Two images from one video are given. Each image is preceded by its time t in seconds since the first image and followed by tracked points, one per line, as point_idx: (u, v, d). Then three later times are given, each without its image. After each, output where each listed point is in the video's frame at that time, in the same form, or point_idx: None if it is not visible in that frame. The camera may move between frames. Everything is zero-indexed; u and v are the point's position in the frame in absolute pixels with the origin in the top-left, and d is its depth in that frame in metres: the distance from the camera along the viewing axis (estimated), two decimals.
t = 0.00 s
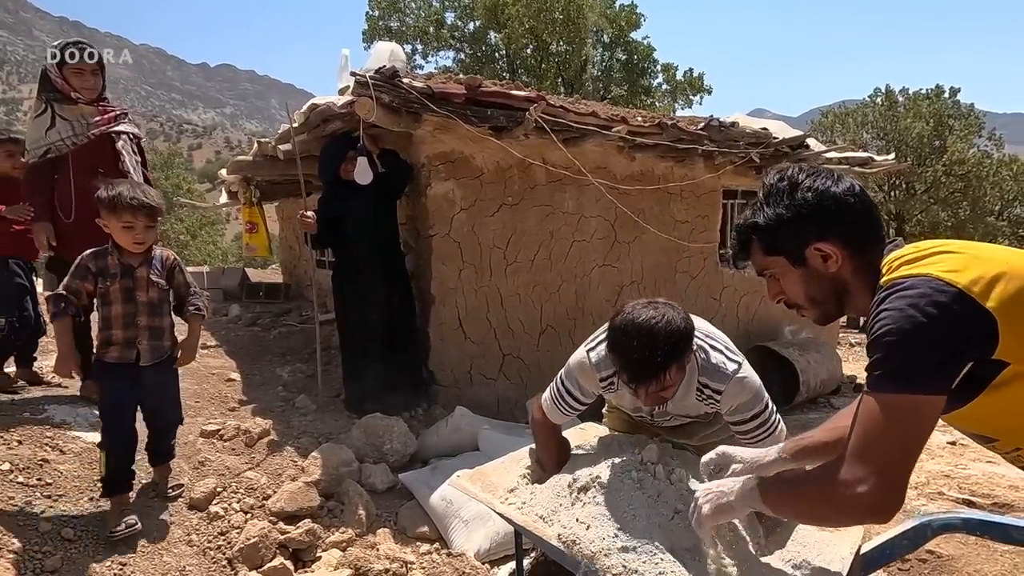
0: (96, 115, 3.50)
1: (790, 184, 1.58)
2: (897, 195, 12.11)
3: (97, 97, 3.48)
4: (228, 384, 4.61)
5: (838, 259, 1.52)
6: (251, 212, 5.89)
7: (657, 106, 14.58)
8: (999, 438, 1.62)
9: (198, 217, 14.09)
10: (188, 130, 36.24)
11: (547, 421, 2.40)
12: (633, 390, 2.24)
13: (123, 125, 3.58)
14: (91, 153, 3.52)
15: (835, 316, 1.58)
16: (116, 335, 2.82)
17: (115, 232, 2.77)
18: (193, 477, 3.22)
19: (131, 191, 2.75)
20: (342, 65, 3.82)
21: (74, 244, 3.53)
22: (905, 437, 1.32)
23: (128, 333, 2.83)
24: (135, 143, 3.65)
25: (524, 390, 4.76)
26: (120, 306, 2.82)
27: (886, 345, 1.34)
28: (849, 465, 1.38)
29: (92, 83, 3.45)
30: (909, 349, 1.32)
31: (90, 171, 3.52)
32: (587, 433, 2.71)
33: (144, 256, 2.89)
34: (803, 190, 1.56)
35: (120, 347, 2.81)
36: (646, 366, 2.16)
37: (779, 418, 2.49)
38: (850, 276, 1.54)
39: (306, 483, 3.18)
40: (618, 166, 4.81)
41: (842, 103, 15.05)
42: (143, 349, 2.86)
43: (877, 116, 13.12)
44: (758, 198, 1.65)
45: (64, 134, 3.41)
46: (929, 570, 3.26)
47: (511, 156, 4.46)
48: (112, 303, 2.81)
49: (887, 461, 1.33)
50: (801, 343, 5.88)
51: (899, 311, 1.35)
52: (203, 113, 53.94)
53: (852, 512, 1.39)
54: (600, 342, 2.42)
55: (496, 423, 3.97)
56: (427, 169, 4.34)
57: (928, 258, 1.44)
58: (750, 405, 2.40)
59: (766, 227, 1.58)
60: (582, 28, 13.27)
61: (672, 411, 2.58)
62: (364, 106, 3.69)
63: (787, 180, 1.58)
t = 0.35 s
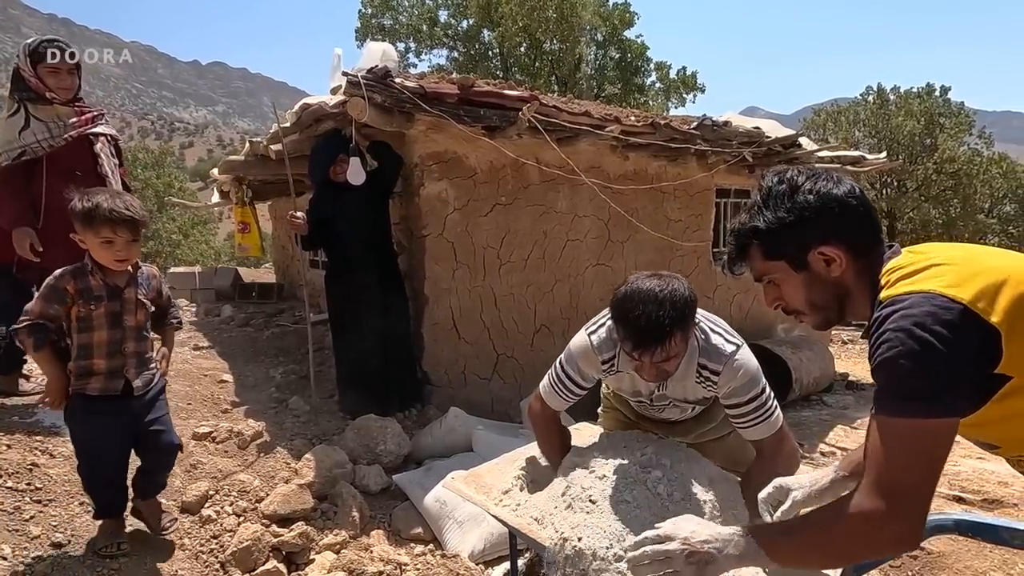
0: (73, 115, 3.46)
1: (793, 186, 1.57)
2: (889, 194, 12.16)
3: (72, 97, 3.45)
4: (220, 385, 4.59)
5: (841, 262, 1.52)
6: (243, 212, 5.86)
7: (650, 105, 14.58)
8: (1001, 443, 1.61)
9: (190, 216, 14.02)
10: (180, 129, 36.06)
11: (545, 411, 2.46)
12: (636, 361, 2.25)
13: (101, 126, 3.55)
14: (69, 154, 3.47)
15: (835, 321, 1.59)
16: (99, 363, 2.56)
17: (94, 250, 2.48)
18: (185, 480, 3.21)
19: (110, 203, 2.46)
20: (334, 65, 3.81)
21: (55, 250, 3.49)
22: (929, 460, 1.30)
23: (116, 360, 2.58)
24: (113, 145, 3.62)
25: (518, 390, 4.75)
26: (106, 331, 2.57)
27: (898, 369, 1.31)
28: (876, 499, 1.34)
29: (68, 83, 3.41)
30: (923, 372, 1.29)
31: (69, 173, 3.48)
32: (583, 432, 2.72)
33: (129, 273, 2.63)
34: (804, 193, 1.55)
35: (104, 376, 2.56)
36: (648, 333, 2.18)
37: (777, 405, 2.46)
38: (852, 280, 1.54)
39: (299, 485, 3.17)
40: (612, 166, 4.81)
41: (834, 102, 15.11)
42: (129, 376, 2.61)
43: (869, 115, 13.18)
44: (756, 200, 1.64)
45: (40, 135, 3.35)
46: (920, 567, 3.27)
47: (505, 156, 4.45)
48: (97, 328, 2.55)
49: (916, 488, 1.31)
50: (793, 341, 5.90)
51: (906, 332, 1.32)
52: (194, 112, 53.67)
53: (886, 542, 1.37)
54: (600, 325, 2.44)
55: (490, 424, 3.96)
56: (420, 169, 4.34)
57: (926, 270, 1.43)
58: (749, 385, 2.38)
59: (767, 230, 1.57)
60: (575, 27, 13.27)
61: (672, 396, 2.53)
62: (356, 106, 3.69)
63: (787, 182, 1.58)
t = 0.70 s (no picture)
0: (57, 115, 3.42)
1: (780, 197, 1.56)
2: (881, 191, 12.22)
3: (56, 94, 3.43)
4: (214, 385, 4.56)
5: (829, 272, 1.52)
6: (237, 211, 5.83)
7: (645, 103, 14.57)
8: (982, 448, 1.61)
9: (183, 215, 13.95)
10: (173, 127, 35.89)
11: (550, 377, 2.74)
12: (630, 311, 2.31)
13: (85, 125, 3.52)
14: (53, 154, 3.44)
15: (824, 327, 1.59)
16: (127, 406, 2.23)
17: (112, 277, 2.14)
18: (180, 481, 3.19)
19: (130, 226, 2.14)
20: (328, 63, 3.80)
21: (40, 252, 3.42)
22: (860, 470, 1.39)
23: (146, 402, 2.25)
24: (97, 145, 3.57)
25: (514, 388, 4.75)
26: (134, 372, 2.23)
27: (859, 381, 1.34)
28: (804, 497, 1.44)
29: (51, 81, 3.37)
30: (884, 387, 1.32)
31: (52, 172, 3.45)
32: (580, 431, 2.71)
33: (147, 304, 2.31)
34: (791, 203, 1.55)
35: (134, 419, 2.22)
36: (637, 280, 2.24)
37: (770, 360, 2.57)
38: (840, 288, 1.55)
39: (294, 485, 3.15)
40: (606, 164, 4.80)
41: (827, 99, 15.15)
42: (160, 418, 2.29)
43: (862, 113, 13.24)
44: (742, 212, 1.63)
45: (22, 134, 3.33)
46: (913, 562, 3.29)
47: (500, 155, 4.43)
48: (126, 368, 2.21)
49: (843, 493, 1.41)
50: (788, 338, 5.92)
51: (873, 347, 1.35)
52: (187, 110, 53.44)
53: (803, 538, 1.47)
54: (599, 290, 2.61)
55: (486, 423, 3.95)
56: (414, 167, 4.33)
57: (900, 287, 1.44)
58: (743, 341, 2.47)
59: (755, 244, 1.56)
60: (569, 24, 13.27)
61: (672, 359, 2.56)
62: (351, 104, 3.67)
63: (774, 192, 1.57)
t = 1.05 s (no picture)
0: (47, 114, 3.39)
1: (766, 207, 1.55)
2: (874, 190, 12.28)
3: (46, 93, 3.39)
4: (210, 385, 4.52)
5: (816, 281, 1.51)
6: (231, 210, 5.80)
7: (639, 101, 14.57)
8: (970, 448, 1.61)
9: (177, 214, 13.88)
10: (167, 126, 35.74)
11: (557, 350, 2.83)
12: (628, 268, 2.37)
13: (75, 125, 3.50)
14: (43, 155, 3.40)
15: (815, 333, 1.58)
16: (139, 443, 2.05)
17: (99, 300, 1.95)
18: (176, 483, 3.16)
19: (109, 243, 1.95)
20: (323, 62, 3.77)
21: (32, 254, 3.41)
22: (849, 472, 1.39)
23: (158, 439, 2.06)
24: (87, 145, 3.57)
25: (510, 387, 4.74)
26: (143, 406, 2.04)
27: (846, 388, 1.34)
28: (794, 501, 1.44)
29: (41, 80, 3.34)
30: (870, 393, 1.32)
31: (42, 172, 3.40)
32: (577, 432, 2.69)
33: (145, 332, 2.13)
34: (777, 213, 1.54)
35: (147, 461, 2.01)
36: (634, 238, 2.30)
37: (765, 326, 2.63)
38: (828, 295, 1.54)
39: (291, 486, 3.14)
40: (602, 163, 4.80)
41: (820, 98, 15.20)
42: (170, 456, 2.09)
43: (855, 112, 13.29)
44: (729, 223, 1.63)
45: (13, 134, 3.28)
46: (908, 559, 3.30)
47: (495, 154, 4.41)
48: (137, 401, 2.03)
49: (832, 496, 1.41)
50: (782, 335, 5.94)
51: (859, 353, 1.34)
52: (180, 109, 53.22)
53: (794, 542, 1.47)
54: (602, 260, 2.71)
55: (484, 423, 3.94)
56: (410, 167, 4.26)
57: (885, 294, 1.43)
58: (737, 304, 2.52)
59: (742, 254, 1.55)
60: (564, 23, 13.26)
61: (672, 328, 2.59)
62: (346, 104, 3.63)
63: (760, 202, 1.56)
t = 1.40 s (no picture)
0: (40, 113, 3.35)
1: (756, 209, 1.54)
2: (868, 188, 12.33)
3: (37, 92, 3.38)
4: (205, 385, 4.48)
5: (808, 282, 1.51)
6: (226, 209, 5.78)
7: (634, 99, 14.56)
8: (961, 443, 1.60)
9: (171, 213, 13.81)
10: (160, 125, 35.59)
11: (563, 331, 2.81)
12: (625, 237, 2.39)
13: (67, 125, 3.49)
14: (36, 155, 3.37)
15: (809, 333, 1.58)
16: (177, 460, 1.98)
17: (138, 311, 1.90)
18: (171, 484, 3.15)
19: (148, 251, 1.91)
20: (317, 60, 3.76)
21: (27, 253, 3.39)
22: (845, 470, 1.39)
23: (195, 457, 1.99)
24: (79, 144, 3.58)
25: (506, 385, 4.74)
26: (181, 421, 1.96)
27: (841, 387, 1.33)
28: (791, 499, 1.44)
29: (31, 78, 3.33)
30: (866, 393, 1.32)
31: (33, 172, 3.37)
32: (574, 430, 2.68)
33: (184, 345, 2.06)
34: (767, 215, 1.53)
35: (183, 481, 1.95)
36: (630, 206, 2.33)
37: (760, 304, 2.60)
38: (821, 295, 1.53)
39: (288, 486, 3.13)
40: (597, 161, 4.80)
41: (815, 96, 15.24)
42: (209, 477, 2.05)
43: (849, 110, 13.32)
44: (721, 225, 1.62)
45: (3, 133, 3.23)
46: (903, 554, 3.31)
47: (491, 153, 4.40)
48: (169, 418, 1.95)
49: (829, 494, 1.41)
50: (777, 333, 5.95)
51: (854, 353, 1.34)
52: (174, 108, 53.05)
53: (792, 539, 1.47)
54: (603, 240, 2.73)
55: (480, 422, 3.94)
56: (406, 165, 4.24)
57: (877, 295, 1.42)
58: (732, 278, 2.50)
59: (734, 256, 1.55)
60: (559, 21, 13.26)
61: (669, 306, 2.58)
62: (342, 102, 3.60)
63: (751, 205, 1.55)
